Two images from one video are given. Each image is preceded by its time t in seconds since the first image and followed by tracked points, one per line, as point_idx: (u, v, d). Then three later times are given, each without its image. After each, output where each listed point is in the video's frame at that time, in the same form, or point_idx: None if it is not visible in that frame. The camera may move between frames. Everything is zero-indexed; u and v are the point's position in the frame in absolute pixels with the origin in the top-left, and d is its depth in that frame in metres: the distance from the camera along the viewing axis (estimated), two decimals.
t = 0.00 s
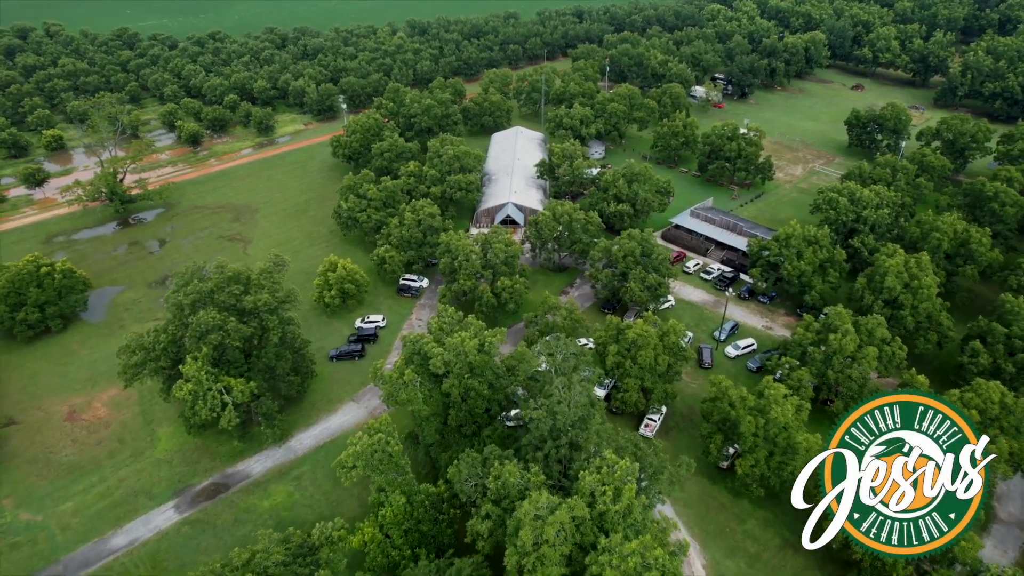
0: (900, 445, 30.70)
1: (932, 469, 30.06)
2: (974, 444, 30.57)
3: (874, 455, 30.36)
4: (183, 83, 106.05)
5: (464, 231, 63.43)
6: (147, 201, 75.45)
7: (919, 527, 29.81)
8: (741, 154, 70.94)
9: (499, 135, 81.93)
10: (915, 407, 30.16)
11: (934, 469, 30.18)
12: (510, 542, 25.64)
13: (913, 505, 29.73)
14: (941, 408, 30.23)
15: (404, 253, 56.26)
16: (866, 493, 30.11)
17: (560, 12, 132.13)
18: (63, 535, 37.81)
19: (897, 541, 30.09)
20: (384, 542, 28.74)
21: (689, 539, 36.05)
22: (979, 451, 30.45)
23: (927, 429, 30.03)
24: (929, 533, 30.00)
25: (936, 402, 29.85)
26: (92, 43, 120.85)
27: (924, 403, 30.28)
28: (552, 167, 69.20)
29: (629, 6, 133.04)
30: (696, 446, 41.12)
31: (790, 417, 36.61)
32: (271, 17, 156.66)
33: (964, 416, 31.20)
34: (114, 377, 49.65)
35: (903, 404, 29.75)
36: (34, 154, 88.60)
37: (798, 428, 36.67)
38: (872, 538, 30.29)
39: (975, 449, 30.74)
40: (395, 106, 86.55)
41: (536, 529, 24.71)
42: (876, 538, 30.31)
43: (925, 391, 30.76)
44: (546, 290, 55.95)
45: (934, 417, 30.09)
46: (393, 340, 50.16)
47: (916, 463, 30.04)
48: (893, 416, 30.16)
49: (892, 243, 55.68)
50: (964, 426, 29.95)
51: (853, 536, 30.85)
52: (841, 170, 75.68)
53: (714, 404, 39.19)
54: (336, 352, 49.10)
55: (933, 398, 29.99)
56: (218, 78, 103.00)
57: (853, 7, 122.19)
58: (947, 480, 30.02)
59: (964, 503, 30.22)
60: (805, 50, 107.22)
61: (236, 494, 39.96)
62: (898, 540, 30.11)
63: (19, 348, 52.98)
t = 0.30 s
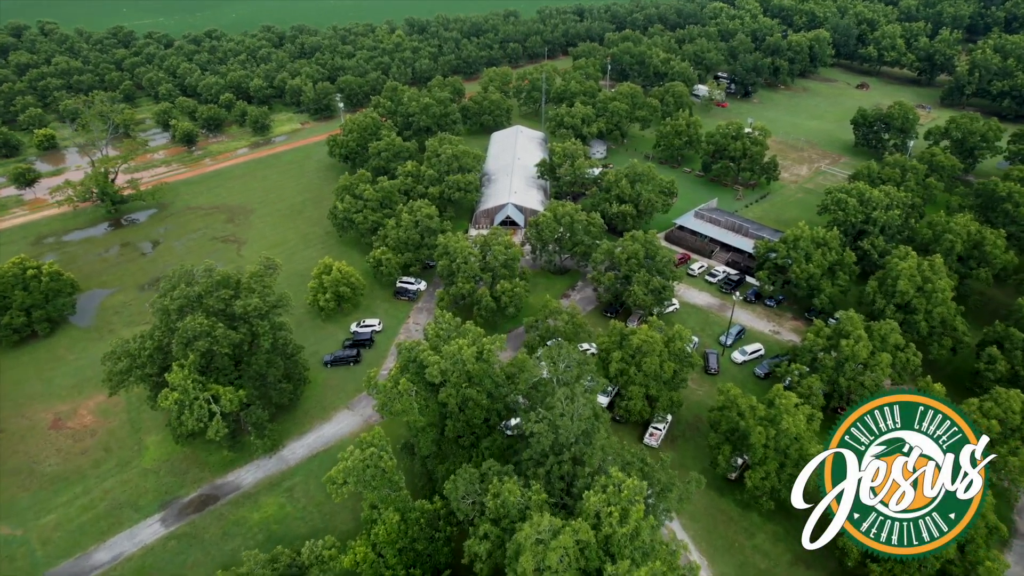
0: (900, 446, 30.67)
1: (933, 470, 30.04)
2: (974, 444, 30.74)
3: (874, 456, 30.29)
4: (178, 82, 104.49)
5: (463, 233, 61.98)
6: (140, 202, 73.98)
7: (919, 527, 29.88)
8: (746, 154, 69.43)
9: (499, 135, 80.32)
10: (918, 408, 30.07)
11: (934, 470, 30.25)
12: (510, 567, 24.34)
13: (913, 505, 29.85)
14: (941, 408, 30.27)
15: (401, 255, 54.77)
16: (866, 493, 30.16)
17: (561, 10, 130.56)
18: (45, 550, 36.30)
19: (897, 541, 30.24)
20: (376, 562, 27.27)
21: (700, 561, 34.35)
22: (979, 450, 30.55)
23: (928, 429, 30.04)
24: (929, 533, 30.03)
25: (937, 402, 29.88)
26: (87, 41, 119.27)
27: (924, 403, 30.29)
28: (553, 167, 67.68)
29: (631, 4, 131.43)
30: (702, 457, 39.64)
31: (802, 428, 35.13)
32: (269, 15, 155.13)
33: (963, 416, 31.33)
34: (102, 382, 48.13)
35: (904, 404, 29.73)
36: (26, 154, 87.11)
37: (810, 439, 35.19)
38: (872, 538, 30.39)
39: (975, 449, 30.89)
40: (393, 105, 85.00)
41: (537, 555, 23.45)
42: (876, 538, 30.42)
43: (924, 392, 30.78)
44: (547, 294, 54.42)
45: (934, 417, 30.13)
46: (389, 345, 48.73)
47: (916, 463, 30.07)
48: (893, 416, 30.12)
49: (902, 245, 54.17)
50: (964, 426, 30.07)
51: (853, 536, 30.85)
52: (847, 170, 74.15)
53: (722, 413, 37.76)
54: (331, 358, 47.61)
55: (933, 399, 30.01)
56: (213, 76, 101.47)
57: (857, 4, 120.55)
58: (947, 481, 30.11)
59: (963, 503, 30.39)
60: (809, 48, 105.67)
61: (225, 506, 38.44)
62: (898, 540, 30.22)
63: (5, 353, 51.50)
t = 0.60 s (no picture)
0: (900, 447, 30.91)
1: (933, 470, 30.16)
2: (974, 444, 30.91)
3: (874, 457, 30.56)
4: (173, 80, 102.92)
5: (462, 234, 60.56)
6: (133, 203, 72.51)
7: (920, 527, 29.57)
8: (751, 153, 67.91)
9: (498, 134, 78.78)
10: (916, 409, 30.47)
11: (934, 470, 30.36)
12: None
13: (913, 505, 29.74)
14: (941, 408, 30.63)
15: (397, 257, 53.29)
16: (866, 493, 30.19)
17: (562, 8, 129.05)
18: (24, 566, 34.77)
19: (897, 541, 29.91)
20: None
21: None
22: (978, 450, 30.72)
23: (927, 429, 30.31)
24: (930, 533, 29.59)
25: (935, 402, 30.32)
26: (82, 40, 117.72)
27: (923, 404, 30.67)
28: (554, 167, 66.13)
29: (633, 3, 129.87)
30: (710, 468, 38.12)
31: (815, 439, 33.61)
32: (266, 14, 153.49)
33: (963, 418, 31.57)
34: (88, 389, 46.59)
35: (902, 403, 30.21)
36: (18, 153, 85.58)
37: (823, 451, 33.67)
38: (872, 538, 30.21)
39: (975, 449, 31.07)
40: (391, 104, 83.45)
41: None
42: (876, 538, 30.22)
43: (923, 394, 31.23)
44: (548, 297, 52.89)
45: (934, 417, 30.42)
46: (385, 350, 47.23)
47: (916, 463, 30.25)
48: (893, 416, 30.47)
49: (913, 246, 52.68)
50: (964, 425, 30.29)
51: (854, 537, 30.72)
52: (854, 170, 72.62)
53: (731, 423, 36.26)
54: (325, 363, 46.11)
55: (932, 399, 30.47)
56: (209, 75, 99.93)
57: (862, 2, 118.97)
58: (947, 481, 30.09)
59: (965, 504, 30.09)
60: (814, 46, 104.14)
61: (214, 519, 36.93)
62: (899, 540, 29.89)
63: None
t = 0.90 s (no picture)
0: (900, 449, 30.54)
1: (933, 469, 29.76)
2: (974, 445, 30.70)
3: (874, 457, 30.09)
4: (167, 79, 101.34)
5: (460, 235, 59.10)
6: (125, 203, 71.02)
7: (920, 527, 28.71)
8: (756, 153, 66.38)
9: (497, 134, 77.27)
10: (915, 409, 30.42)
11: (935, 470, 29.89)
12: None
13: (913, 504, 28.98)
14: (939, 410, 30.67)
15: (394, 260, 51.77)
16: (866, 492, 29.44)
17: (562, 6, 127.47)
18: None
19: (897, 541, 29.00)
20: None
21: None
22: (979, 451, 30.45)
23: (927, 429, 30.11)
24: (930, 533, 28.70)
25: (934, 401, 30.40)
26: (76, 38, 116.09)
27: (923, 405, 30.63)
28: (554, 166, 64.62)
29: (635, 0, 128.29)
30: (718, 480, 36.60)
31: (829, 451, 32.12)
32: (263, 13, 151.78)
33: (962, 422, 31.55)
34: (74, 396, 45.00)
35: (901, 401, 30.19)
36: (9, 153, 84.02)
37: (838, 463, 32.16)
38: (873, 538, 29.36)
39: (976, 449, 30.74)
40: (389, 103, 81.94)
41: None
42: (876, 538, 29.36)
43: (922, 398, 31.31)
44: (549, 301, 51.37)
45: (933, 417, 30.37)
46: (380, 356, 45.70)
47: (916, 463, 29.80)
48: (892, 415, 30.28)
49: (925, 248, 51.17)
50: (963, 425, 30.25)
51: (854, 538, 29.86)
52: (862, 170, 71.09)
53: (740, 434, 34.77)
54: (319, 369, 44.61)
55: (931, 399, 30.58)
56: (204, 73, 98.35)
57: None
58: (947, 479, 29.60)
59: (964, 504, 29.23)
60: (818, 44, 102.62)
61: (201, 533, 35.44)
62: (899, 540, 28.98)
63: None
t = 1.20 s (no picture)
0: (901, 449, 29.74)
1: (932, 470, 28.89)
2: (975, 444, 29.69)
3: (874, 457, 29.29)
4: (162, 78, 99.76)
5: (459, 236, 57.64)
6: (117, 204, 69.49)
7: (919, 526, 28.12)
8: (762, 152, 64.83)
9: (497, 132, 75.75)
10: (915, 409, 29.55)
11: (935, 471, 29.08)
12: None
13: (913, 504, 28.31)
14: (941, 408, 29.78)
15: (390, 262, 50.25)
16: (866, 492, 28.69)
17: (563, 5, 125.85)
18: None
19: (897, 541, 28.41)
20: None
21: None
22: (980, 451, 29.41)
23: (927, 428, 29.30)
24: (930, 532, 28.18)
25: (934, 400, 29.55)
26: (70, 36, 114.44)
27: (923, 404, 29.81)
28: (556, 166, 63.10)
29: None
30: (727, 493, 35.06)
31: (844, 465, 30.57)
32: (260, 12, 150.04)
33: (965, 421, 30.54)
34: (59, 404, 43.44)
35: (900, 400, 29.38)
36: None
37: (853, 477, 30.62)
38: (872, 537, 28.73)
39: (977, 450, 29.75)
40: (387, 101, 80.41)
41: None
42: (876, 538, 28.73)
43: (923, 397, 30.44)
44: (550, 305, 49.85)
45: (933, 416, 29.53)
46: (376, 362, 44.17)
47: (916, 462, 29.02)
48: (892, 415, 29.51)
49: (937, 250, 49.68)
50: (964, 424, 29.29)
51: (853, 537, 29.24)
52: (869, 170, 69.57)
53: (750, 445, 33.24)
54: (312, 375, 43.12)
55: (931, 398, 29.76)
56: (199, 71, 96.79)
57: None
58: (946, 480, 28.76)
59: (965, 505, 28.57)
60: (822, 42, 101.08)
61: (187, 549, 33.92)
62: (898, 540, 28.40)
63: None
